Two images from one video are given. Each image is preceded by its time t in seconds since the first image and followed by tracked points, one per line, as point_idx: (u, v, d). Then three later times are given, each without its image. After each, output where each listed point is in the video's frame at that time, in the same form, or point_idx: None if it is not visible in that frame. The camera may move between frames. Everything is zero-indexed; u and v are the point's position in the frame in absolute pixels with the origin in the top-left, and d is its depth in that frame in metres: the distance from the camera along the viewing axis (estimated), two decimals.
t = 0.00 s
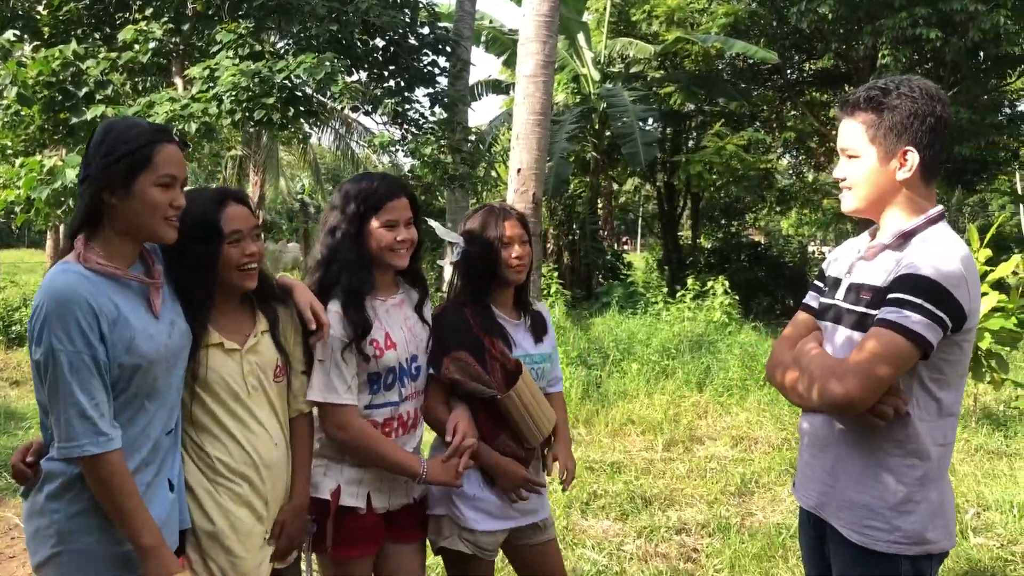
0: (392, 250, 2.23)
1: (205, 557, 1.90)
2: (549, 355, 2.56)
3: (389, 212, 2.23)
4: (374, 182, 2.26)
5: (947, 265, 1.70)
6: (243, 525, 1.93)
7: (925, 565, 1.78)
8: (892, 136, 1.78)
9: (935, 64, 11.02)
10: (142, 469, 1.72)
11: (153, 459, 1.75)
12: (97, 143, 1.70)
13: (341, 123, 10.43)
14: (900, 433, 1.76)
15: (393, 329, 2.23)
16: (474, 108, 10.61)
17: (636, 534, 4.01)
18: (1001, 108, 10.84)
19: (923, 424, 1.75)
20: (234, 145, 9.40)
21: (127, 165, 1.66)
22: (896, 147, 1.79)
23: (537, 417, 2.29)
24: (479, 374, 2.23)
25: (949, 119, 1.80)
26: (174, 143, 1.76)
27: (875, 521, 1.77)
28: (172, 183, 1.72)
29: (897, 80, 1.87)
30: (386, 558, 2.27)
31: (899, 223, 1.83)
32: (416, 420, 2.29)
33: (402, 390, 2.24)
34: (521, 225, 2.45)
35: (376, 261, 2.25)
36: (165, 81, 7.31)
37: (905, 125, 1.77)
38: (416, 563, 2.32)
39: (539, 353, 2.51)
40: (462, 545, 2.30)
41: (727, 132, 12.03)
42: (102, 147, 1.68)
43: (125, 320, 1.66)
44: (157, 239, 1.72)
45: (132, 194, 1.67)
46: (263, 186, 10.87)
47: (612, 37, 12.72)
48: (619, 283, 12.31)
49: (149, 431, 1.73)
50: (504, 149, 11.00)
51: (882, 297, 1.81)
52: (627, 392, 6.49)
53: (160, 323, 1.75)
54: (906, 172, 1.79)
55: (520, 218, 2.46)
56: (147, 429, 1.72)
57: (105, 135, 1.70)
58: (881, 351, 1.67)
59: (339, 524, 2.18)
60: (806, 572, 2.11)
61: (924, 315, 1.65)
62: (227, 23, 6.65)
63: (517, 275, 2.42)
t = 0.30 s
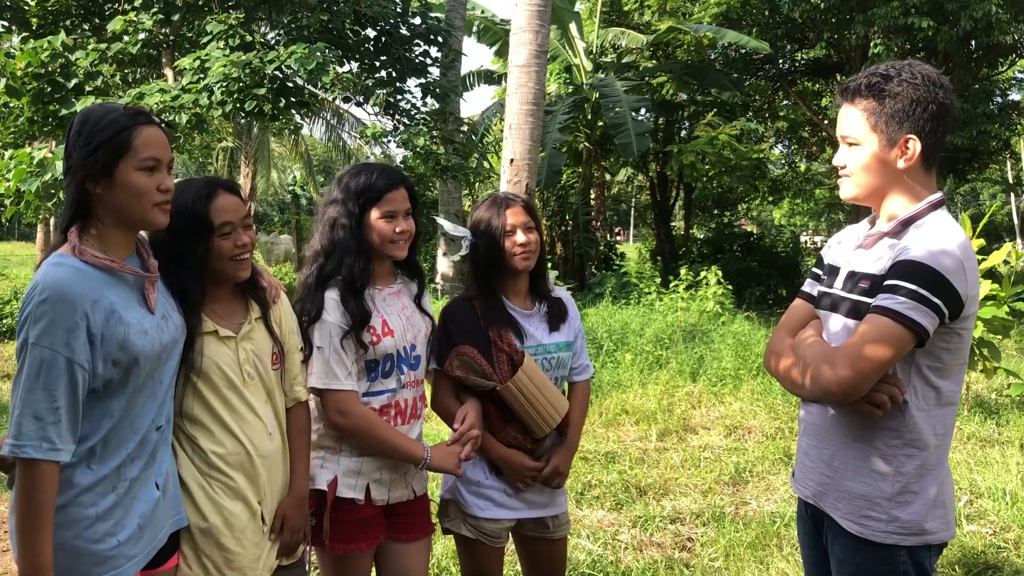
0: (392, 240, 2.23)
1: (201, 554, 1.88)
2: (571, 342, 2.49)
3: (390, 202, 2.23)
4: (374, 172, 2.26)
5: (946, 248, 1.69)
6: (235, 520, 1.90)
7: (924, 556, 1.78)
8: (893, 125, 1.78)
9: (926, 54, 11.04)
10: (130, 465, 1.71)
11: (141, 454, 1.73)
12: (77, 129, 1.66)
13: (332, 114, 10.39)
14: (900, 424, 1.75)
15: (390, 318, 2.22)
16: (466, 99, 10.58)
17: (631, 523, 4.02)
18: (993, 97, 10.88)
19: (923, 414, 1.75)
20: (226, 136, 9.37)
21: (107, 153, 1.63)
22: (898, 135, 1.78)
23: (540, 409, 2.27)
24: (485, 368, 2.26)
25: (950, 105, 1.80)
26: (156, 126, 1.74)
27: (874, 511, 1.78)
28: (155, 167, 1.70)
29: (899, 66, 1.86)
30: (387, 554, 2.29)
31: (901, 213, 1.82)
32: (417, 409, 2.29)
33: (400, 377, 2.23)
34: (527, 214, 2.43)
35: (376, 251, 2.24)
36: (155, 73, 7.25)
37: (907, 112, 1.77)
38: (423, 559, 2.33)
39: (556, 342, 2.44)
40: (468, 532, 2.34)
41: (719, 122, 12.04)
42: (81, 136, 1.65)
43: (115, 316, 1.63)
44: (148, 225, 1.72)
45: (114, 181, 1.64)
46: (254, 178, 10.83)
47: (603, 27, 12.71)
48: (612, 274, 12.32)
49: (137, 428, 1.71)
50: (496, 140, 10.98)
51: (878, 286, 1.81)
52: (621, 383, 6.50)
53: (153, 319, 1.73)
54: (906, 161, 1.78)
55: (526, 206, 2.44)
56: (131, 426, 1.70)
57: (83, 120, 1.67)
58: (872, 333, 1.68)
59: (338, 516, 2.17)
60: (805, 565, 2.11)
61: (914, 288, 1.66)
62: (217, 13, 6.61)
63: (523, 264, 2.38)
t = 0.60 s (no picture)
0: (392, 233, 2.25)
1: (196, 551, 1.88)
2: (569, 341, 2.49)
3: (389, 194, 2.24)
4: (372, 163, 2.27)
5: (941, 241, 1.70)
6: (231, 518, 1.90)
7: (916, 551, 1.79)
8: (884, 120, 1.78)
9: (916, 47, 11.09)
10: (131, 463, 1.71)
11: (141, 452, 1.73)
12: (70, 128, 1.67)
13: (323, 109, 10.36)
14: (891, 420, 1.76)
15: (389, 310, 2.23)
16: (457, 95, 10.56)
17: (624, 517, 4.03)
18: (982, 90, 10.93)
19: (915, 410, 1.76)
20: (216, 133, 9.33)
21: (101, 149, 1.64)
22: (890, 129, 1.78)
23: (532, 405, 2.25)
24: (474, 362, 2.25)
25: (940, 99, 1.80)
26: (148, 124, 1.75)
27: (864, 506, 1.79)
28: (149, 162, 1.71)
29: (887, 59, 1.86)
30: (394, 549, 2.29)
31: (894, 208, 1.83)
32: (418, 399, 2.30)
33: (399, 367, 2.23)
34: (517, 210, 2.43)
35: (377, 244, 2.25)
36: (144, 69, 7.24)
37: (899, 106, 1.77)
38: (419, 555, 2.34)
39: (552, 340, 2.43)
40: (461, 531, 2.36)
41: (710, 116, 12.05)
42: (75, 133, 1.66)
43: (119, 314, 1.63)
44: (144, 222, 1.72)
45: (108, 177, 1.65)
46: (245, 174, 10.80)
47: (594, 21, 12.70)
48: (604, 268, 12.33)
49: (137, 426, 1.72)
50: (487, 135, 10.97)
51: (873, 285, 1.81)
52: (613, 377, 6.52)
53: (152, 317, 1.74)
54: (899, 157, 1.78)
55: (526, 201, 2.46)
56: (132, 424, 1.70)
57: (77, 118, 1.69)
58: (867, 329, 1.69)
59: (343, 511, 2.17)
60: (798, 561, 2.12)
61: (906, 285, 1.67)
62: (206, 8, 6.59)
63: (502, 263, 2.38)
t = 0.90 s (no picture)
0: (388, 231, 2.24)
1: (185, 548, 1.89)
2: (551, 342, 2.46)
3: (383, 191, 2.23)
4: (366, 162, 2.27)
5: (931, 244, 1.71)
6: (221, 517, 1.89)
7: (902, 550, 1.80)
8: (871, 121, 1.79)
9: (908, 47, 11.15)
10: (141, 456, 1.72)
11: (150, 445, 1.74)
12: (74, 126, 1.68)
13: (316, 106, 10.35)
14: (876, 421, 1.77)
15: (387, 309, 2.22)
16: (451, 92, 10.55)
17: (616, 516, 4.04)
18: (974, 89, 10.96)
19: (901, 411, 1.77)
20: (208, 130, 9.32)
21: (106, 146, 1.65)
22: (878, 132, 1.79)
23: (499, 407, 2.25)
24: (445, 363, 2.31)
25: (927, 101, 1.81)
26: (152, 123, 1.75)
27: (850, 506, 1.80)
28: (152, 160, 1.71)
29: (876, 61, 1.87)
30: (386, 546, 2.29)
31: (884, 209, 1.84)
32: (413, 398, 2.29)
33: (393, 367, 2.22)
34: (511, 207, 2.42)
35: (373, 244, 2.24)
36: (137, 66, 7.23)
37: (886, 108, 1.78)
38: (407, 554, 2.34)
39: (527, 341, 2.40)
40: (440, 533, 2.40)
41: (703, 115, 12.07)
42: (80, 130, 1.66)
43: (125, 308, 1.64)
44: (144, 221, 1.71)
45: (112, 174, 1.65)
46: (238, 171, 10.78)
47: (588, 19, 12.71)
48: (598, 266, 12.34)
49: (147, 419, 1.72)
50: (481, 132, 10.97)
51: (862, 287, 1.81)
52: (605, 375, 6.53)
53: (156, 311, 1.74)
54: (886, 160, 1.80)
55: (513, 200, 2.44)
56: (141, 418, 1.71)
57: (82, 117, 1.69)
58: (857, 330, 1.70)
59: (336, 510, 2.16)
60: (785, 561, 2.12)
61: (895, 287, 1.68)
62: (199, 5, 6.58)
63: (496, 255, 2.37)
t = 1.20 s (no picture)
0: (402, 222, 2.22)
1: (183, 533, 1.90)
2: (566, 332, 2.44)
3: (390, 185, 2.23)
4: (369, 160, 2.28)
5: (929, 238, 1.71)
6: (219, 505, 1.90)
7: (894, 544, 1.81)
8: (866, 117, 1.78)
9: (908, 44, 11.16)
10: (145, 447, 1.72)
11: (154, 436, 1.74)
12: (92, 122, 1.68)
13: (315, 99, 10.34)
14: (870, 415, 1.78)
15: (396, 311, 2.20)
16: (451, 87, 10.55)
17: (613, 510, 4.04)
18: (974, 87, 10.97)
19: (895, 405, 1.77)
20: (207, 123, 9.31)
21: (124, 143, 1.65)
22: (872, 130, 1.79)
23: (507, 404, 2.21)
24: (456, 357, 2.28)
25: (923, 97, 1.80)
26: (169, 118, 1.75)
27: (843, 500, 1.80)
28: (168, 155, 1.71)
29: (870, 57, 1.87)
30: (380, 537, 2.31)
31: (881, 203, 1.84)
32: (408, 401, 2.31)
33: (399, 371, 2.24)
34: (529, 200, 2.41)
35: (386, 238, 2.23)
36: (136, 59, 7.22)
37: (881, 104, 1.78)
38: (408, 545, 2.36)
39: (542, 331, 2.38)
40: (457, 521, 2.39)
41: (703, 111, 12.08)
42: (98, 126, 1.67)
43: (136, 301, 1.64)
44: (162, 212, 1.71)
45: (130, 169, 1.66)
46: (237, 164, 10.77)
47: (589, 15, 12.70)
48: (596, 262, 12.35)
49: (152, 411, 1.72)
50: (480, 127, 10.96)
51: (858, 279, 1.82)
52: (603, 371, 6.54)
53: (167, 307, 1.74)
54: (881, 155, 1.80)
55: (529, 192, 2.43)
56: (148, 409, 1.71)
57: (99, 114, 1.70)
58: (852, 324, 1.69)
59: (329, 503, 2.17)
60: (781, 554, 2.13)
61: (892, 284, 1.67)
62: None
63: (523, 248, 2.35)
